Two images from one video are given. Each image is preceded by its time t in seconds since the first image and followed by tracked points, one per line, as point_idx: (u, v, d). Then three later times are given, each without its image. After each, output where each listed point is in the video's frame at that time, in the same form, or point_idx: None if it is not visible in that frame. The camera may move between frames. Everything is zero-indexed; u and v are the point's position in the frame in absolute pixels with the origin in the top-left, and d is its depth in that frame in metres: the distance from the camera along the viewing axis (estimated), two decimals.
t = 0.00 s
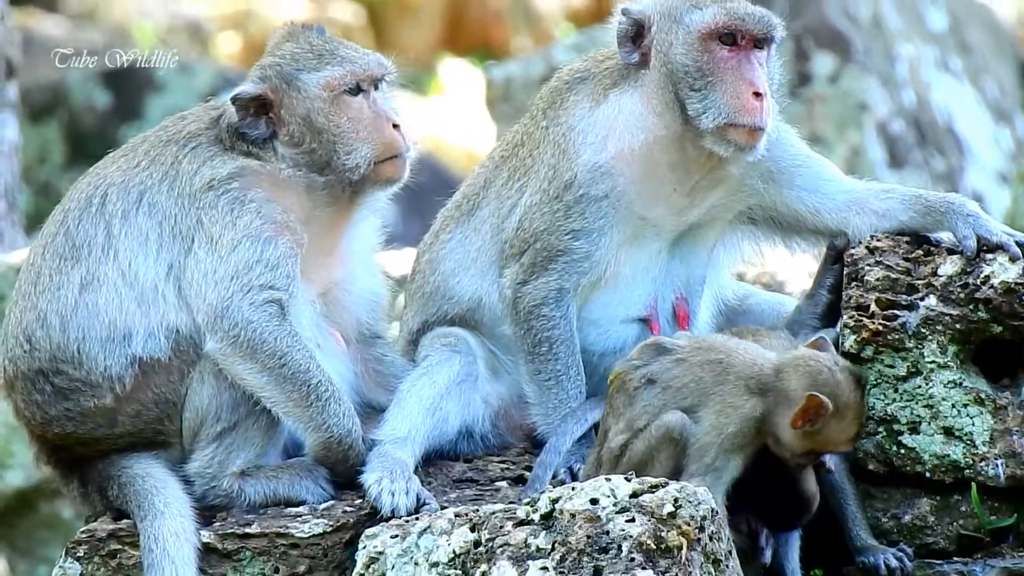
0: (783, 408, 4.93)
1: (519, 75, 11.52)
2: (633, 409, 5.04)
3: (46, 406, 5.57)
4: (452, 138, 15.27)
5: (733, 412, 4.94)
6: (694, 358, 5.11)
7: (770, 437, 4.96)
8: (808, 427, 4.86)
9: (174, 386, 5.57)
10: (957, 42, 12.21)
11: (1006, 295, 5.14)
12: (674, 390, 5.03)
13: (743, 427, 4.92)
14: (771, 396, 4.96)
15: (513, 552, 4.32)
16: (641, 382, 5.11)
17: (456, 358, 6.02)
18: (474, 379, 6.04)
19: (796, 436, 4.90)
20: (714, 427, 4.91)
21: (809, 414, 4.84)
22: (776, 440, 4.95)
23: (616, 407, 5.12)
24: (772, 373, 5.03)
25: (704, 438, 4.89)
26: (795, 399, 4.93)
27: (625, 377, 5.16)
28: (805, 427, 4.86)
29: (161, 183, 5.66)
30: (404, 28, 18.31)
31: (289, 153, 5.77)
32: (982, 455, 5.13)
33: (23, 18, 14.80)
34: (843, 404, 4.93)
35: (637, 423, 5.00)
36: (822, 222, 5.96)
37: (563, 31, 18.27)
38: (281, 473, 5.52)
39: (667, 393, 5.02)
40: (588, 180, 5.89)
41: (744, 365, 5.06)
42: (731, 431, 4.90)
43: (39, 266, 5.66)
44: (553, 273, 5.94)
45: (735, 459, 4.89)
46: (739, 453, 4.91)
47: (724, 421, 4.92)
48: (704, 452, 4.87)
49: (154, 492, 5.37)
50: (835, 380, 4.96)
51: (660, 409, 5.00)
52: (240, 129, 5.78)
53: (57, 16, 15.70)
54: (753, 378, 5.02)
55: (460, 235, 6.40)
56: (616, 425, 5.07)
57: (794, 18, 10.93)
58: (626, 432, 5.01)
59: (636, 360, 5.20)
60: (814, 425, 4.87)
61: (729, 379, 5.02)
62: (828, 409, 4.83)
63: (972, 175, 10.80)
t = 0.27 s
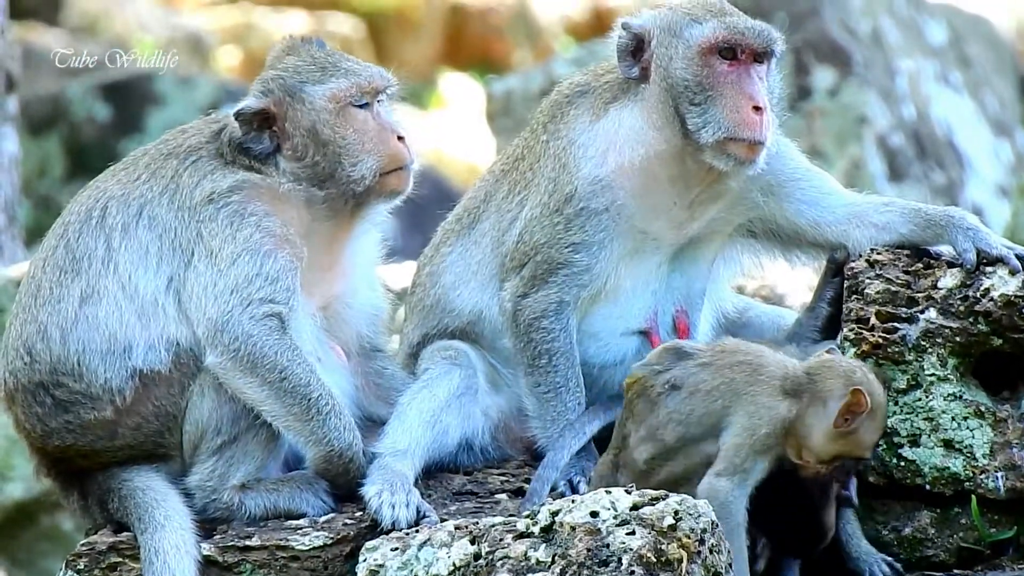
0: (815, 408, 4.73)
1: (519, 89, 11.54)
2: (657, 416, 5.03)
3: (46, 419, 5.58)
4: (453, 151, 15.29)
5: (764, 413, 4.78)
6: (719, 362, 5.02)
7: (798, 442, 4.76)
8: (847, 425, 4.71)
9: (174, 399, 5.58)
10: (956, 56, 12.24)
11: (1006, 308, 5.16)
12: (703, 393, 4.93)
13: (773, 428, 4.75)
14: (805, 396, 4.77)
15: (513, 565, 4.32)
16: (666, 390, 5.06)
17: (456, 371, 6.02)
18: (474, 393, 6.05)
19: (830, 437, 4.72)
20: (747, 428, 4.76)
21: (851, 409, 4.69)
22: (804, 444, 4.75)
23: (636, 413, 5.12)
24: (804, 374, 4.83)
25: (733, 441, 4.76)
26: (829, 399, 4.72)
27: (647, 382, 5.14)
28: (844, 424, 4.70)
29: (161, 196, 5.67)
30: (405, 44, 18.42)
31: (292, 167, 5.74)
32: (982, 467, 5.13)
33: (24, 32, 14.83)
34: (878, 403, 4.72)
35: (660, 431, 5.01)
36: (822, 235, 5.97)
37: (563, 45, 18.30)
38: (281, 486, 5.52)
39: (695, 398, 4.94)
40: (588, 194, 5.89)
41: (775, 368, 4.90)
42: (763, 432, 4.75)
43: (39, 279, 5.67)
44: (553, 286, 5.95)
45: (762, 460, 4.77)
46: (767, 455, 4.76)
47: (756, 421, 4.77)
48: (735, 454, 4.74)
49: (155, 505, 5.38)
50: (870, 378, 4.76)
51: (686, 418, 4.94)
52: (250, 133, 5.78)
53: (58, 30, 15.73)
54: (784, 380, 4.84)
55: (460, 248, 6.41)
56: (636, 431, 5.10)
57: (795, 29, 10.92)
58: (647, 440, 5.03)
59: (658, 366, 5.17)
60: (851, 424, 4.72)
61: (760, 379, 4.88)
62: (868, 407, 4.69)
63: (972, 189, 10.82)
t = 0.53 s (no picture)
0: (827, 408, 4.81)
1: (518, 92, 11.54)
2: (671, 419, 5.03)
3: (45, 425, 5.58)
4: (451, 154, 15.29)
5: (774, 414, 4.82)
6: (732, 362, 5.04)
7: (811, 442, 4.87)
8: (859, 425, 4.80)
9: (173, 403, 5.57)
10: (955, 59, 12.25)
11: (1004, 311, 5.15)
12: (717, 393, 4.96)
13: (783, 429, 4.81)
14: (816, 396, 4.84)
15: (512, 568, 4.31)
16: (679, 391, 5.06)
17: (455, 375, 6.02)
18: (473, 397, 6.04)
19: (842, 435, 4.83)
20: (754, 431, 4.80)
21: (864, 409, 4.78)
22: (817, 442, 4.86)
23: (650, 415, 5.11)
24: (815, 374, 4.90)
25: (743, 441, 4.79)
26: (840, 400, 4.79)
27: (662, 385, 5.11)
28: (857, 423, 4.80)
29: (160, 198, 5.67)
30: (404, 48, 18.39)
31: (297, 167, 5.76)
32: (981, 471, 5.13)
33: (22, 35, 14.83)
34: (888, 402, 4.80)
35: (673, 433, 5.02)
36: (821, 239, 5.97)
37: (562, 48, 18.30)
38: (279, 490, 5.49)
39: (709, 398, 4.96)
40: (588, 197, 5.88)
41: (787, 368, 4.96)
42: (774, 433, 4.80)
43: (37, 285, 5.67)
44: (551, 289, 5.94)
45: (771, 463, 4.79)
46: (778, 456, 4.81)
47: (765, 421, 4.82)
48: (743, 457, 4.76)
49: (153, 508, 5.37)
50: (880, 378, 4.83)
51: (702, 417, 4.96)
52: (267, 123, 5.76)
53: (56, 33, 15.73)
54: (795, 381, 4.90)
55: (458, 251, 6.41)
56: (649, 433, 5.09)
57: (792, 34, 11.02)
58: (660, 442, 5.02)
59: (672, 368, 5.14)
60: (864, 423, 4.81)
61: (773, 379, 4.92)
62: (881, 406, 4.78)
63: (970, 192, 10.82)
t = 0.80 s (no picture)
0: (814, 433, 4.85)
1: (516, 94, 11.55)
2: (664, 418, 5.05)
3: (41, 433, 5.57)
4: (450, 156, 15.31)
5: (767, 421, 4.85)
6: (730, 364, 5.05)
7: (797, 462, 4.90)
8: (843, 455, 4.81)
9: (166, 410, 5.51)
10: (954, 62, 12.27)
11: (1003, 314, 5.15)
12: (712, 394, 4.98)
13: (776, 435, 4.84)
14: (809, 415, 4.87)
15: (510, 571, 4.32)
16: (675, 391, 5.08)
17: (454, 378, 6.01)
18: (472, 399, 6.05)
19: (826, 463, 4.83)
20: (750, 434, 4.83)
21: (849, 440, 4.79)
22: (802, 466, 4.88)
23: (644, 413, 5.14)
24: (810, 397, 4.91)
25: (737, 445, 4.82)
26: (829, 428, 4.82)
27: (658, 383, 5.13)
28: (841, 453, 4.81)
29: (167, 190, 5.67)
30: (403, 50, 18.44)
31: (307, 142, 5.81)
32: (979, 474, 5.14)
33: (21, 38, 14.86)
34: (876, 435, 4.83)
35: (665, 432, 5.04)
36: (820, 241, 6.00)
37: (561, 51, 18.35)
38: (277, 492, 5.48)
39: (705, 399, 4.98)
40: (586, 201, 5.89)
41: (785, 377, 4.96)
42: (767, 440, 4.83)
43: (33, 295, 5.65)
44: (550, 292, 5.96)
45: (761, 469, 4.84)
46: (768, 463, 4.85)
47: (758, 427, 4.84)
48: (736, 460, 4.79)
49: (152, 510, 5.37)
50: (870, 411, 4.85)
51: (694, 417, 4.98)
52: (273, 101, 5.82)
53: (55, 36, 15.75)
54: (790, 395, 4.91)
55: (456, 254, 6.41)
56: (642, 431, 5.11)
57: (791, 37, 11.03)
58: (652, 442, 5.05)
59: (670, 368, 5.16)
60: (849, 453, 4.82)
61: (771, 388, 4.92)
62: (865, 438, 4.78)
63: (969, 195, 10.84)
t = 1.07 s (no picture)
0: (799, 419, 4.85)
1: (516, 99, 11.57)
2: (641, 424, 5.03)
3: (41, 433, 5.59)
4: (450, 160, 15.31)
5: (745, 421, 4.85)
6: (705, 368, 5.09)
7: (788, 449, 4.90)
8: (832, 439, 4.82)
9: (149, 416, 5.48)
10: (954, 66, 12.28)
11: (1003, 317, 5.15)
12: (687, 399, 4.98)
13: (753, 437, 4.83)
14: (789, 406, 4.87)
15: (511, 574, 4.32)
16: (652, 397, 5.08)
17: (455, 381, 6.01)
18: (472, 403, 6.04)
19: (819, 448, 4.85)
20: (728, 437, 4.82)
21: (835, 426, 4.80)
22: (795, 451, 4.89)
23: (625, 423, 5.11)
24: (788, 387, 4.92)
25: (715, 447, 4.81)
26: (813, 413, 4.84)
27: (636, 392, 5.14)
28: (830, 438, 4.82)
29: (209, 176, 5.77)
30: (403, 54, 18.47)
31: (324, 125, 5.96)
32: (980, 477, 5.14)
33: (22, 42, 14.88)
34: (861, 412, 4.84)
35: (645, 440, 4.99)
36: (821, 245, 5.99)
37: (561, 55, 18.39)
38: (276, 497, 5.44)
39: (681, 403, 4.98)
40: (587, 204, 5.88)
41: (758, 377, 4.98)
42: (745, 441, 4.82)
43: (52, 286, 5.66)
44: (550, 296, 5.93)
45: (745, 469, 4.84)
46: (750, 463, 4.85)
47: (735, 427, 4.84)
48: (717, 464, 4.79)
49: (154, 514, 5.37)
50: (852, 390, 4.86)
51: (671, 422, 4.96)
52: (276, 97, 6.04)
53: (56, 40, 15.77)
54: (766, 391, 4.92)
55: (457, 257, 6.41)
56: (624, 440, 5.07)
57: (791, 41, 11.03)
58: (633, 449, 5.00)
59: (647, 376, 5.19)
60: (837, 436, 4.83)
61: (745, 389, 4.94)
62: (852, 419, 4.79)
63: (970, 199, 10.85)
